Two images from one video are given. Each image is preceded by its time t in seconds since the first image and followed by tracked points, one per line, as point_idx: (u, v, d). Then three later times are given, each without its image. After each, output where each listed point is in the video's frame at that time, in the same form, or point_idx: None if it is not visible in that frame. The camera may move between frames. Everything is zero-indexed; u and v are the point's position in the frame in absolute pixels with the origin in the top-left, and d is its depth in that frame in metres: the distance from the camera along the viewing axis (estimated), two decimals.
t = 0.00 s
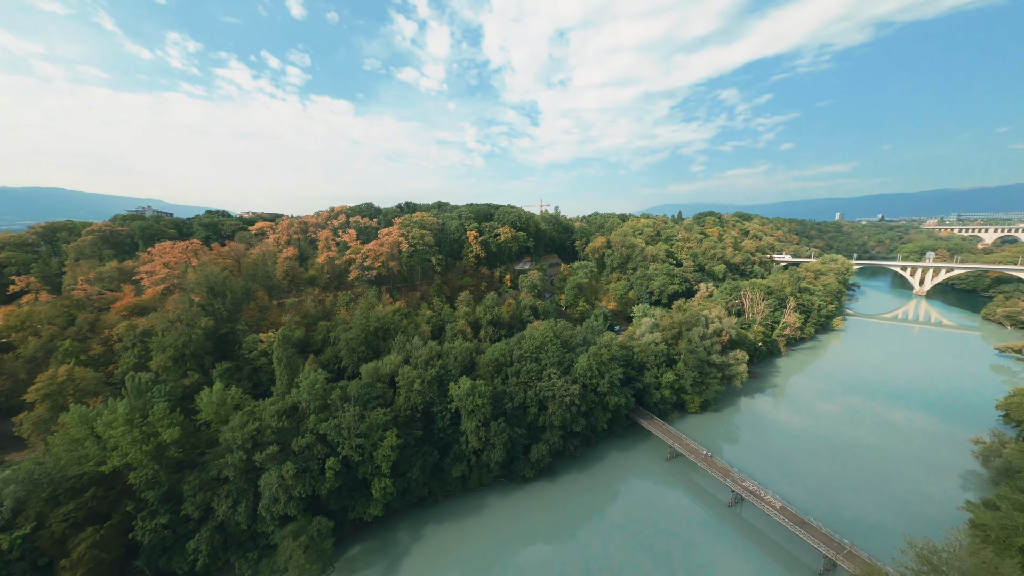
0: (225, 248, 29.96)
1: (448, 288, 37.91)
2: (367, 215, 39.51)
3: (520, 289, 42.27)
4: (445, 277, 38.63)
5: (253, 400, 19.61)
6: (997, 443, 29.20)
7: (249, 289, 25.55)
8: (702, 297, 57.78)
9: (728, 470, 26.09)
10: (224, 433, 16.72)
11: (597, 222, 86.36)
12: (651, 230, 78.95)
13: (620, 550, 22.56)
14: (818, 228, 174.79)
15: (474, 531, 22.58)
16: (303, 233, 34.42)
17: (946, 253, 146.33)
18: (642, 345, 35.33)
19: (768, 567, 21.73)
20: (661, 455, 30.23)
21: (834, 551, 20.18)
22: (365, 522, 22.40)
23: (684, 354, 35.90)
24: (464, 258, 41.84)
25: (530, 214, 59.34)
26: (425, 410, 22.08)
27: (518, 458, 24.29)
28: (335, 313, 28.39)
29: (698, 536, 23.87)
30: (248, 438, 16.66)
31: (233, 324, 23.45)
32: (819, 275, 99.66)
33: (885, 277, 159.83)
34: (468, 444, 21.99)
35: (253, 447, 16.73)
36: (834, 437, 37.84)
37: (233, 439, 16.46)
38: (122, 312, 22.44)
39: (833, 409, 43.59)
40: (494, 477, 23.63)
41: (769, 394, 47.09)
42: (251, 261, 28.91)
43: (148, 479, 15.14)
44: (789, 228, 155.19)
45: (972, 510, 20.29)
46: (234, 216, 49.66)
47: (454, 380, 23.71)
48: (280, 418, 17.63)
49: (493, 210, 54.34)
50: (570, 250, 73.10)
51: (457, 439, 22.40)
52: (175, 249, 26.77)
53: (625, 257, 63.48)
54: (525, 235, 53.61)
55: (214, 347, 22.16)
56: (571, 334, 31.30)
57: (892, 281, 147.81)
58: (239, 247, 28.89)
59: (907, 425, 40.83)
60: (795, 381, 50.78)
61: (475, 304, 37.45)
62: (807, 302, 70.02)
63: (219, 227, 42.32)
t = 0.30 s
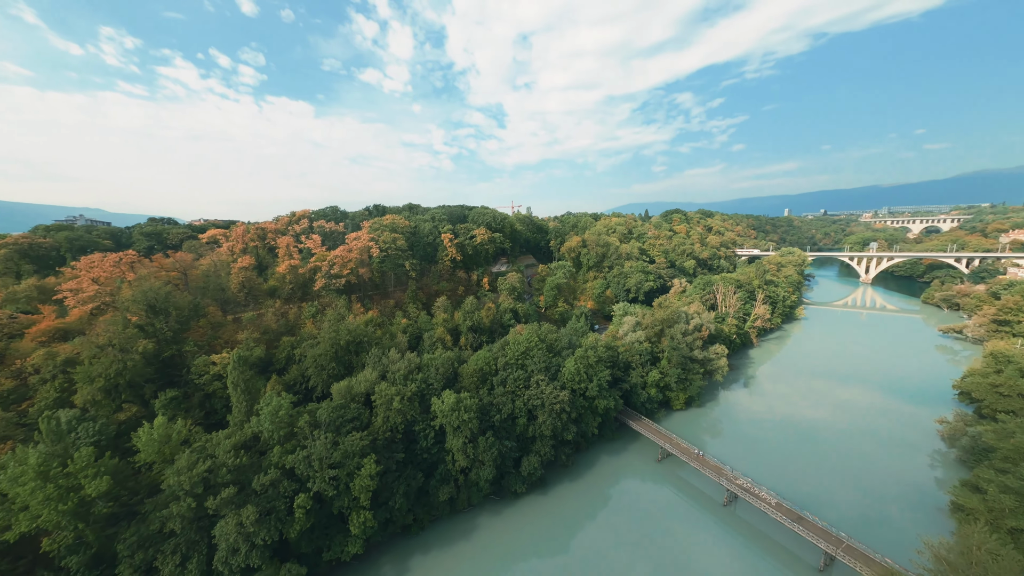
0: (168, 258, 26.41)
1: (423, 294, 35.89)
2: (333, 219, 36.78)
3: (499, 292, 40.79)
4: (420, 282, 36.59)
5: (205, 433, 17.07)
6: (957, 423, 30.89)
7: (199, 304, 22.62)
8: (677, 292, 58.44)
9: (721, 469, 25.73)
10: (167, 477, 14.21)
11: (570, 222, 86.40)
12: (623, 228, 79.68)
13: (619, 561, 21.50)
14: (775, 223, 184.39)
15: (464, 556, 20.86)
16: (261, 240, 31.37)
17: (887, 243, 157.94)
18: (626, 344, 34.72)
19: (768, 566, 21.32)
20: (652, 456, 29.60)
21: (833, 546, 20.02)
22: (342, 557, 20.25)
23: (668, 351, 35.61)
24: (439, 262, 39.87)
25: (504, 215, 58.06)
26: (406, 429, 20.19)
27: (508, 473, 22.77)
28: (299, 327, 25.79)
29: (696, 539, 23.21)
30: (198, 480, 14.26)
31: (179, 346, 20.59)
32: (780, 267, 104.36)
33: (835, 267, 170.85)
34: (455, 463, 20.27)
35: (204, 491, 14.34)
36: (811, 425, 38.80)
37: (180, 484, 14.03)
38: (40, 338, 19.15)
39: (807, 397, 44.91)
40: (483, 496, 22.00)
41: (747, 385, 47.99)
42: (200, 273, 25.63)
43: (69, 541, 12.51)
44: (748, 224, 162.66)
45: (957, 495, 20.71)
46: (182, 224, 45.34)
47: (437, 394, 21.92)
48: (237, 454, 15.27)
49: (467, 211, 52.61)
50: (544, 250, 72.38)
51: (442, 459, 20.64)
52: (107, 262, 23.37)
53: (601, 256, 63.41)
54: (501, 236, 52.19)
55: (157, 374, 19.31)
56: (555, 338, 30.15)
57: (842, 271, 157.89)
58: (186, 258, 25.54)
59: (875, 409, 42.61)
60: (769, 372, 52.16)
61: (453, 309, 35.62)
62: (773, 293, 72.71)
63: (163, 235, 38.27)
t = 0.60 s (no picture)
0: (99, 270, 22.17)
1: (399, 301, 33.82)
2: (297, 224, 33.98)
3: (479, 297, 39.24)
4: (395, 289, 34.50)
5: (147, 476, 14.62)
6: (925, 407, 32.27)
7: (140, 324, 19.71)
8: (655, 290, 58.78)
9: (716, 469, 25.23)
10: (96, 537, 11.81)
11: (545, 222, 85.99)
12: (598, 228, 79.99)
13: None
14: (737, 220, 192.38)
15: None
16: (214, 249, 28.31)
17: (839, 237, 168.04)
18: (613, 345, 33.96)
19: (771, 567, 20.82)
20: (645, 460, 28.82)
21: (834, 543, 19.74)
22: None
23: (653, 351, 35.15)
24: (415, 267, 37.83)
25: (480, 216, 56.54)
26: (387, 454, 18.28)
27: (500, 491, 21.21)
28: (262, 345, 23.27)
29: (697, 544, 22.48)
30: (137, 538, 11.92)
31: (116, 375, 17.80)
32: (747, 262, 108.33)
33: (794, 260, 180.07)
34: (443, 486, 18.54)
35: (144, 549, 12.03)
36: (791, 416, 39.48)
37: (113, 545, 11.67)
38: None
39: (784, 388, 45.94)
40: (474, 519, 20.33)
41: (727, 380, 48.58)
42: (142, 288, 22.29)
43: None
44: (714, 222, 168.65)
45: (947, 481, 20.99)
46: (124, 233, 41.01)
47: (420, 411, 20.12)
48: (186, 501, 12.97)
49: (442, 214, 50.72)
50: (521, 251, 71.37)
51: (428, 482, 18.84)
52: (24, 279, 20.05)
53: (578, 256, 63.01)
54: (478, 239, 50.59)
55: (87, 409, 16.52)
56: (542, 342, 28.91)
57: (800, 263, 166.54)
58: (124, 271, 21.61)
59: (847, 397, 44.07)
60: (746, 365, 53.18)
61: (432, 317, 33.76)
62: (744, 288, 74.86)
63: (101, 246, 34.26)
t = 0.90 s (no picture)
0: (25, 287, 19.34)
1: (376, 310, 31.70)
2: (259, 230, 31.13)
3: (461, 303, 37.54)
4: (371, 298, 32.34)
5: (76, 536, 12.15)
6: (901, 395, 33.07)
7: (67, 350, 16.78)
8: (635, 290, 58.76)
9: (714, 472, 24.58)
10: None
11: (522, 224, 85.06)
12: (576, 228, 79.84)
13: None
14: (704, 220, 198.99)
15: None
16: (163, 259, 25.23)
17: (799, 233, 176.58)
18: (601, 348, 33.02)
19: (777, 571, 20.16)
20: (640, 466, 27.97)
21: (839, 543, 19.37)
22: None
23: (642, 351, 34.48)
24: (391, 273, 35.71)
25: (457, 219, 54.79)
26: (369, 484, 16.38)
27: (496, 513, 19.59)
28: (221, 366, 20.72)
29: (700, 551, 21.64)
30: None
31: (36, 413, 14.96)
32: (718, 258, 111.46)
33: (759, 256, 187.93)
34: (433, 514, 16.79)
35: None
36: (775, 410, 39.93)
37: None
38: None
39: (764, 382, 46.63)
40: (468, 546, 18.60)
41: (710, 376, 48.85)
42: (74, 308, 19.13)
43: None
44: (683, 221, 173.54)
45: (939, 470, 21.13)
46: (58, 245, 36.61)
47: (404, 432, 18.31)
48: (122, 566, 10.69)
49: (418, 217, 48.64)
50: (500, 254, 70.01)
51: (417, 510, 17.03)
52: None
53: (558, 257, 62.26)
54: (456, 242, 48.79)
55: None
56: (530, 349, 27.53)
57: (764, 259, 173.80)
58: (50, 288, 18.82)
59: (824, 387, 45.23)
60: (725, 360, 53.85)
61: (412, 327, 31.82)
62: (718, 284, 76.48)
63: (28, 260, 30.17)
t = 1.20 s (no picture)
0: None
1: (353, 321, 29.58)
2: (219, 238, 28.43)
3: (444, 310, 35.78)
4: (347, 308, 30.18)
5: None
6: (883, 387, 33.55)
7: None
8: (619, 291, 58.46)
9: (715, 477, 23.78)
10: None
11: (502, 227, 83.87)
12: (556, 230, 79.36)
13: None
14: (676, 220, 204.20)
15: None
16: (104, 272, 22.31)
17: (765, 231, 183.70)
18: (592, 352, 32.02)
19: None
20: (637, 473, 26.97)
21: (847, 545, 18.87)
22: None
23: (632, 354, 33.73)
24: (367, 281, 33.57)
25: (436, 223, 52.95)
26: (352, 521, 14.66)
27: (493, 539, 17.96)
28: (174, 392, 18.28)
29: (707, 563, 20.66)
30: None
31: None
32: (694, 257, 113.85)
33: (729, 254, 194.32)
34: (425, 549, 15.02)
35: None
36: (762, 406, 40.05)
37: None
38: None
39: (749, 378, 46.88)
40: None
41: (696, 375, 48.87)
42: None
43: None
44: (658, 221, 177.11)
45: (935, 464, 21.09)
46: None
47: (389, 458, 16.51)
48: None
49: (394, 221, 46.52)
50: (480, 258, 68.54)
51: (406, 546, 15.24)
52: None
53: (540, 259, 61.34)
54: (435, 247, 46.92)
55: None
56: (520, 357, 26.12)
57: (733, 257, 179.90)
58: None
59: (805, 380, 45.96)
60: (709, 357, 54.13)
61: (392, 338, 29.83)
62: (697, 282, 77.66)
63: None
